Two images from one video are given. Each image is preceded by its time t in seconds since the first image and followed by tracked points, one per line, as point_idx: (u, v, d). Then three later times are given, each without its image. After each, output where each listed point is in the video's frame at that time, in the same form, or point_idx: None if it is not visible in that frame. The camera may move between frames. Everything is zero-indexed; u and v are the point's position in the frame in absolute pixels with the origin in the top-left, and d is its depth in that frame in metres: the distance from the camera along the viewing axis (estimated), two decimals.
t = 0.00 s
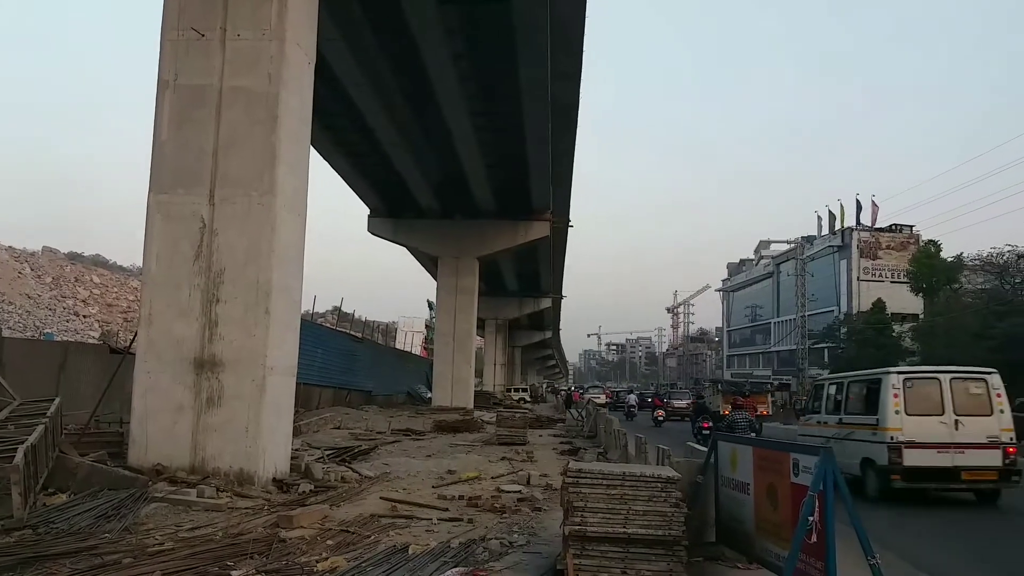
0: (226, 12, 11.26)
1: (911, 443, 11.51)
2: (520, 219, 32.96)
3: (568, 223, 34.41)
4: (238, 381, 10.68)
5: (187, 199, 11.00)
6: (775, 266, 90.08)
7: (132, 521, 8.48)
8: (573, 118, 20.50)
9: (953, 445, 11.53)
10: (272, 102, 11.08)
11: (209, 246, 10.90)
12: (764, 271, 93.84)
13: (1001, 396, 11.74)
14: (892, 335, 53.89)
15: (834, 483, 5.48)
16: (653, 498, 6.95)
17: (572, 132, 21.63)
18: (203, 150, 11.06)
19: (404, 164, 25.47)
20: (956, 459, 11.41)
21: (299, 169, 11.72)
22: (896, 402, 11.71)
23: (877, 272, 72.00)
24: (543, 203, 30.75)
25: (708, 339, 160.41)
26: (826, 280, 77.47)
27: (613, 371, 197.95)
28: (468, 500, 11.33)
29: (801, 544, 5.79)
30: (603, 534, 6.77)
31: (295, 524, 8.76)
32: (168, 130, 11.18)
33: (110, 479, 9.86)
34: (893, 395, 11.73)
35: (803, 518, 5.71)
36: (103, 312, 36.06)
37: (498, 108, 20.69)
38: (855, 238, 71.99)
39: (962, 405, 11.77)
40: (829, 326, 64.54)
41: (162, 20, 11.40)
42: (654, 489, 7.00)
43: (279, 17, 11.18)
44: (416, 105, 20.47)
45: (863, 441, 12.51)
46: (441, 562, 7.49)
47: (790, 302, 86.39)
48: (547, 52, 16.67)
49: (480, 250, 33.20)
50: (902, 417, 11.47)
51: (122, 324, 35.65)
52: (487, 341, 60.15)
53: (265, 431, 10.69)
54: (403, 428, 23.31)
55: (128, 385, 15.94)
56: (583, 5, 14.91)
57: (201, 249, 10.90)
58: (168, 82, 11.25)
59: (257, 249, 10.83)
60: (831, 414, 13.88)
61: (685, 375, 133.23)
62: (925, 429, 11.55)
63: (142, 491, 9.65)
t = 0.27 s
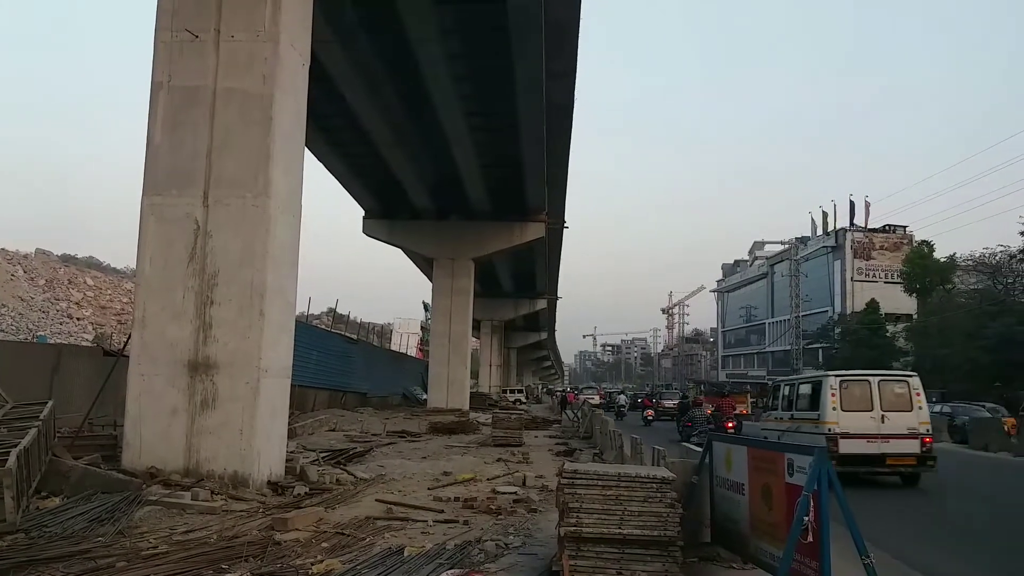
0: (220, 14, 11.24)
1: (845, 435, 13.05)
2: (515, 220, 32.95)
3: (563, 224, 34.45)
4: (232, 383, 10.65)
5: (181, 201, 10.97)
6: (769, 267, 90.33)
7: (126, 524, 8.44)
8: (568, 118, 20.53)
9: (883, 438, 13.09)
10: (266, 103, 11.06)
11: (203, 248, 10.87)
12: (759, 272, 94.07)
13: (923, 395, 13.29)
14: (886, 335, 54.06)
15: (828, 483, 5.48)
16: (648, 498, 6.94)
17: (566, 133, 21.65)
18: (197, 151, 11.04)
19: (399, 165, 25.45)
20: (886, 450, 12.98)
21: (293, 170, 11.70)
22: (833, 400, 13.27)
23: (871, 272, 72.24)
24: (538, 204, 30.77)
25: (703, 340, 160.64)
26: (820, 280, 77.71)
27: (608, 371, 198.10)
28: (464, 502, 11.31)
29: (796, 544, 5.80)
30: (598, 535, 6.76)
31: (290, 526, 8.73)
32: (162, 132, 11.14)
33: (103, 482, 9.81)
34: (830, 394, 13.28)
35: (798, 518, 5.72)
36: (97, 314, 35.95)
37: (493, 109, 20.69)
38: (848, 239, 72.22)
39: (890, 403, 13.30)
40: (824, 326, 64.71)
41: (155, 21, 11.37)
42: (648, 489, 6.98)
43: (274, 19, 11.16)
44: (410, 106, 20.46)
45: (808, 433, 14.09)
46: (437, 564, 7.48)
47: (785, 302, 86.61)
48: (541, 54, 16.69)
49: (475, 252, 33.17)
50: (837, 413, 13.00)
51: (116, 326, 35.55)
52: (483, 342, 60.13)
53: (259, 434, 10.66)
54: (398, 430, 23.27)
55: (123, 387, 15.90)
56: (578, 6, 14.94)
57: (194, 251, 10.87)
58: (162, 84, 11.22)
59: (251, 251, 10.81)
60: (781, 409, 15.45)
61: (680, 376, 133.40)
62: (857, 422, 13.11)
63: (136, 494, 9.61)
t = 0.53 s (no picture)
0: (212, 16, 11.22)
1: (797, 430, 14.88)
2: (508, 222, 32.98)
3: (556, 225, 34.50)
4: (225, 386, 10.62)
5: (173, 203, 10.94)
6: (761, 269, 90.64)
7: (118, 527, 8.40)
8: (561, 119, 20.57)
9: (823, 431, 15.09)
10: (258, 105, 11.05)
11: (195, 250, 10.84)
12: (751, 273, 94.38)
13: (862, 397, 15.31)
14: (878, 336, 54.27)
15: (820, 483, 5.51)
16: (641, 499, 6.96)
17: (559, 134, 21.68)
18: (189, 153, 11.00)
19: (392, 167, 25.42)
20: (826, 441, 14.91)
21: (286, 171, 11.68)
22: (786, 399, 15.12)
23: (863, 273, 72.54)
24: (531, 205, 30.81)
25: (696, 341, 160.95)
26: (812, 282, 78.00)
27: (602, 373, 198.26)
28: (457, 503, 11.31)
29: (788, 544, 5.82)
30: (591, 536, 6.75)
31: (283, 529, 8.71)
32: (153, 134, 11.11)
33: (95, 485, 9.76)
34: (784, 395, 15.12)
35: (790, 518, 5.74)
36: (88, 317, 35.78)
37: (486, 110, 20.71)
38: (840, 240, 72.51)
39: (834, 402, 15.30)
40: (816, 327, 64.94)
41: (147, 22, 11.34)
42: (642, 489, 7.02)
43: (266, 21, 11.14)
44: (403, 108, 20.45)
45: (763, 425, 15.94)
46: (430, 566, 7.47)
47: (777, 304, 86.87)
48: (534, 55, 16.70)
49: (469, 253, 33.16)
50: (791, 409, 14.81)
51: (108, 329, 35.40)
52: (476, 344, 60.14)
53: (252, 436, 10.63)
54: (391, 432, 23.23)
55: (115, 390, 15.85)
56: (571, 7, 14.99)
57: (187, 253, 10.84)
58: (153, 85, 11.19)
59: (243, 253, 10.79)
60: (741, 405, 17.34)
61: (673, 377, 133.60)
62: (806, 418, 15.04)
63: (128, 497, 9.56)
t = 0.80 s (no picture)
0: (203, 17, 11.20)
1: (758, 425, 15.88)
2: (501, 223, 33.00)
3: (548, 226, 34.53)
4: (216, 388, 10.59)
5: (164, 204, 10.90)
6: (753, 270, 90.94)
7: (108, 531, 8.37)
8: (553, 121, 20.61)
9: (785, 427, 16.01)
10: (249, 107, 11.03)
11: (186, 252, 10.81)
12: (743, 275, 94.66)
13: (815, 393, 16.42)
14: (868, 337, 54.50)
15: (811, 483, 5.53)
16: (633, 500, 6.97)
17: (551, 136, 21.72)
18: (179, 155, 10.97)
19: (384, 168, 25.40)
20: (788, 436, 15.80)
21: (277, 173, 11.66)
22: (749, 398, 16.15)
23: (854, 274, 72.83)
24: (523, 206, 30.83)
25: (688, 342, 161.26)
26: (803, 283, 78.29)
27: (594, 374, 198.39)
28: (450, 505, 11.30)
29: (780, 544, 5.83)
30: (583, 537, 6.76)
31: (274, 531, 8.69)
32: (144, 135, 11.07)
33: (86, 488, 9.72)
34: (747, 394, 16.14)
35: (781, 518, 5.75)
36: (79, 319, 35.60)
37: (478, 111, 20.71)
38: (831, 241, 72.83)
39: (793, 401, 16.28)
40: (808, 328, 65.16)
41: (137, 23, 11.30)
42: (633, 491, 7.03)
43: (257, 22, 11.13)
44: (395, 109, 20.44)
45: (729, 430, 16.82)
46: (422, 568, 7.46)
47: (768, 305, 87.16)
48: (526, 56, 16.74)
49: (461, 255, 33.17)
50: (750, 406, 15.84)
51: (99, 331, 35.22)
52: (469, 346, 60.12)
53: (244, 439, 10.61)
54: (383, 434, 23.19)
55: (105, 392, 15.78)
56: (562, 8, 15.03)
57: (177, 254, 10.80)
58: (144, 87, 11.15)
59: (234, 255, 10.76)
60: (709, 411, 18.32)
61: (665, 378, 133.81)
62: (767, 415, 16.01)
63: (119, 500, 9.53)
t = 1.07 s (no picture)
0: (194, 17, 11.16)
1: (726, 422, 17.58)
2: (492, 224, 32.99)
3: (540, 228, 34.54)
4: (207, 390, 10.55)
5: (154, 205, 10.86)
6: (743, 270, 91.26)
7: (98, 534, 8.33)
8: (545, 122, 20.63)
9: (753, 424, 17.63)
10: (240, 108, 11.00)
11: (177, 253, 10.77)
12: (734, 275, 94.96)
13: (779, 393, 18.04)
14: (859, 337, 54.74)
15: (801, 483, 5.54)
16: (625, 500, 6.96)
17: (543, 137, 21.74)
18: (170, 156, 10.94)
19: (376, 169, 25.36)
20: (755, 431, 17.45)
21: (268, 174, 11.63)
22: (718, 398, 17.78)
23: (844, 275, 73.16)
24: (515, 207, 30.84)
25: (680, 343, 161.62)
26: (793, 283, 78.60)
27: (586, 375, 198.57)
28: (441, 507, 11.29)
29: (771, 545, 5.84)
30: (576, 538, 6.78)
31: (266, 534, 8.66)
32: (134, 136, 11.03)
33: (76, 491, 9.68)
34: (715, 394, 17.78)
35: (772, 518, 5.76)
36: (68, 322, 35.41)
37: (470, 112, 20.71)
38: (822, 242, 73.13)
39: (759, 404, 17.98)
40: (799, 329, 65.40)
41: (127, 24, 11.26)
42: (625, 491, 7.01)
43: (248, 23, 11.10)
44: (386, 111, 20.43)
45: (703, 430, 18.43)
46: (414, 570, 7.44)
47: (759, 305, 87.44)
48: (517, 57, 16.74)
49: (453, 256, 33.14)
50: (719, 405, 17.53)
51: (89, 333, 35.05)
52: (460, 347, 60.11)
53: (235, 441, 10.57)
54: (375, 435, 23.15)
55: (95, 395, 15.71)
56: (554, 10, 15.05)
57: (168, 256, 10.76)
58: (134, 88, 11.10)
59: (224, 256, 10.73)
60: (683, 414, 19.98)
61: (657, 379, 134.05)
62: (734, 413, 17.68)
63: (109, 503, 9.49)
